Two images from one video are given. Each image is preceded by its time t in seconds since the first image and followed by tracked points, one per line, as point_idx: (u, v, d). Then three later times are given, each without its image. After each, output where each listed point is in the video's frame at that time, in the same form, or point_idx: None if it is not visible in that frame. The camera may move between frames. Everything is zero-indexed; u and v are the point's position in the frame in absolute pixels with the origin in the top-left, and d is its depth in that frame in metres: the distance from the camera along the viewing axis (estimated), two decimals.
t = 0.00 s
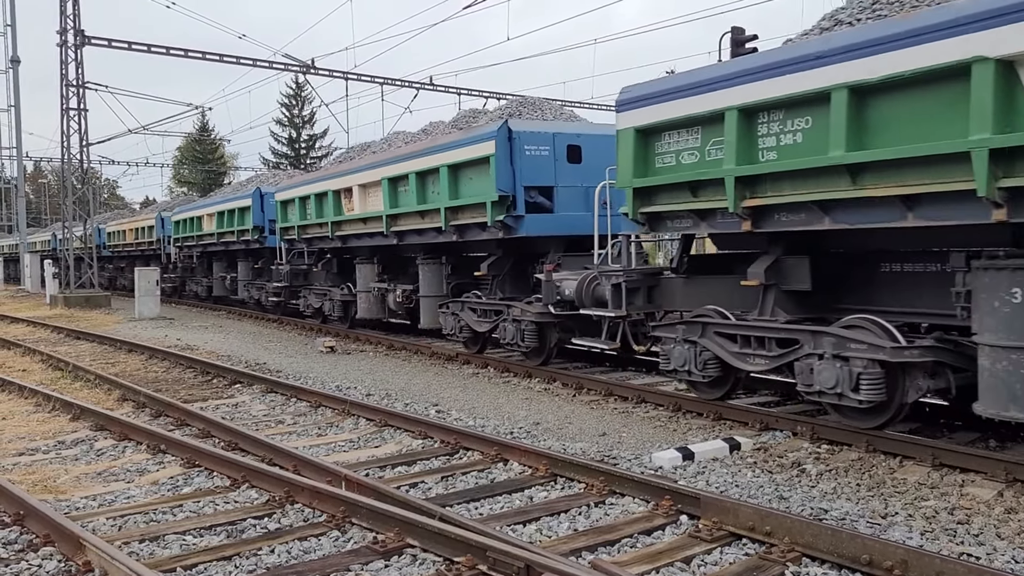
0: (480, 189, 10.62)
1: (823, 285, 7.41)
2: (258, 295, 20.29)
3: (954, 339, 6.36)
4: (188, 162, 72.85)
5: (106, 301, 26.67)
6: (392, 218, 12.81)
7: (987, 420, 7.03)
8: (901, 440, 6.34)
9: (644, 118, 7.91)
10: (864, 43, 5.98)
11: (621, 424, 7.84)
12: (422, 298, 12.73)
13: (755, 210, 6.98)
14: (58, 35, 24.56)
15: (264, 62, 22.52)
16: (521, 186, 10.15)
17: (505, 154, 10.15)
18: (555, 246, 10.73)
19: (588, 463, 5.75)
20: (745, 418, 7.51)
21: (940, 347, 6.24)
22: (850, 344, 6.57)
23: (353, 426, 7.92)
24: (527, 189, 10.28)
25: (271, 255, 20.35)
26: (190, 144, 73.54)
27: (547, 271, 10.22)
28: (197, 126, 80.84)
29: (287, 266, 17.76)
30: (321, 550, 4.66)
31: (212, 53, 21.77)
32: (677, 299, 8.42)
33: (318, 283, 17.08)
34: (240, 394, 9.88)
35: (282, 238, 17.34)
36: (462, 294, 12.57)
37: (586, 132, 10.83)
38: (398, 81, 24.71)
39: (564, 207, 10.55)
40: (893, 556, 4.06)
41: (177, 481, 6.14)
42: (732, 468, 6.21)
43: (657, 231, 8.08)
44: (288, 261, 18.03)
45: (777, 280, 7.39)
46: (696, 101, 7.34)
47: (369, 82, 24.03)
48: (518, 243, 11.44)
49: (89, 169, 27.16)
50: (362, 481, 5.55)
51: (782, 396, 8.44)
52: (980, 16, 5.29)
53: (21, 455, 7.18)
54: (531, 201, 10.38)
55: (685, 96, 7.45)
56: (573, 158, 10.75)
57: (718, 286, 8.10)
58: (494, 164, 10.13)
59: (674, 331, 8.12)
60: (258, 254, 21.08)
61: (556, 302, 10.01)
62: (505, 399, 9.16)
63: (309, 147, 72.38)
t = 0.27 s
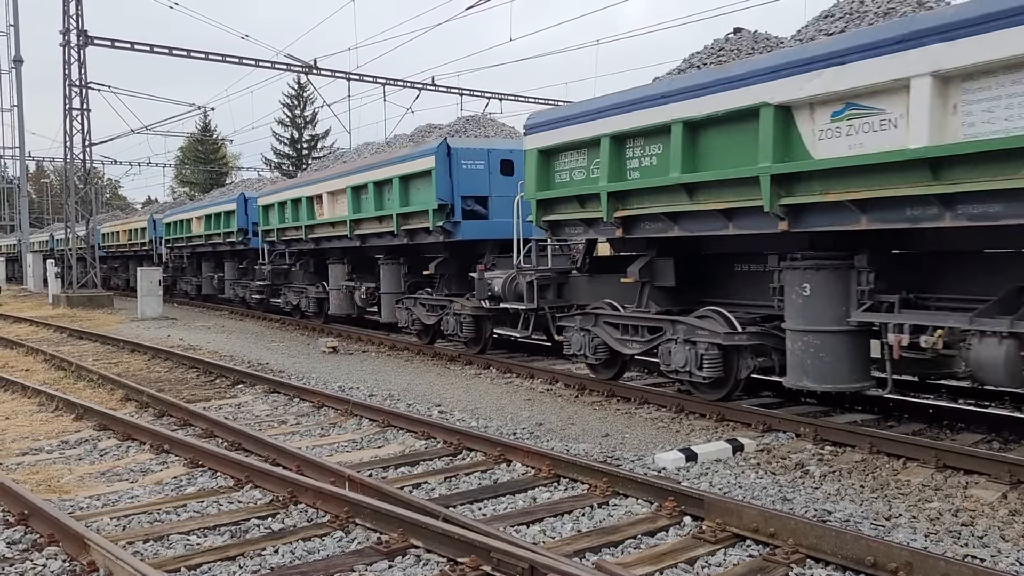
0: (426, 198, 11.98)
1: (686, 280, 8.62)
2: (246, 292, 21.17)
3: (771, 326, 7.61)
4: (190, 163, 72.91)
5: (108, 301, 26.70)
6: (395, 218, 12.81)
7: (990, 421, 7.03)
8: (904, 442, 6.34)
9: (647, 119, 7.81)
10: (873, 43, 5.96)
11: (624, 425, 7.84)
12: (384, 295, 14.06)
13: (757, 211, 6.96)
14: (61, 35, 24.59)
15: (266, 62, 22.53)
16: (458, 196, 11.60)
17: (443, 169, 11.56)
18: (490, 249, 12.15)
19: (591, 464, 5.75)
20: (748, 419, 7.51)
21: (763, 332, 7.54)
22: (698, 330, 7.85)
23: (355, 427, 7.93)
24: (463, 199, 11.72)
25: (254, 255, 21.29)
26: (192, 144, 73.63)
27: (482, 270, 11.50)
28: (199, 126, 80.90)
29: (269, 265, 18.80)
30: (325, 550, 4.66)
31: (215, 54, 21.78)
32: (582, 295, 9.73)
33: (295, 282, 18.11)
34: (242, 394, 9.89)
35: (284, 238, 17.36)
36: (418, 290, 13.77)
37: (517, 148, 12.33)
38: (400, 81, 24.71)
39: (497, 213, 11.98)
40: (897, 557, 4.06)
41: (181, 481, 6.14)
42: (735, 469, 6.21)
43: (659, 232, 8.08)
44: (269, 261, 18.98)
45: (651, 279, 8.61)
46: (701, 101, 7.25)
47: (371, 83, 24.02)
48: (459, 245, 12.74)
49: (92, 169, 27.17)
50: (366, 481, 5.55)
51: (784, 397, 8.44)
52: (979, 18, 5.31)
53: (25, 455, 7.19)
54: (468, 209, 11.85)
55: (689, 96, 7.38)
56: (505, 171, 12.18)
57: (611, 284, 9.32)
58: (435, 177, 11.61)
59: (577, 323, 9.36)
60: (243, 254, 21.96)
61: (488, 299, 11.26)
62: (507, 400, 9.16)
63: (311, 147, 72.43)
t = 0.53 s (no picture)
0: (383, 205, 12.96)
1: (588, 278, 10.00)
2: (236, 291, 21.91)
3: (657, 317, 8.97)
4: (192, 162, 72.99)
5: (111, 301, 26.74)
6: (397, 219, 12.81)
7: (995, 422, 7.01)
8: (909, 442, 6.32)
9: (645, 121, 7.79)
10: (882, 43, 5.83)
11: (627, 425, 7.83)
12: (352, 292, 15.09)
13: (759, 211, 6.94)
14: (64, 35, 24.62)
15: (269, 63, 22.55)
16: (411, 204, 12.60)
17: (398, 179, 12.58)
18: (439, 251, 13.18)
19: (595, 465, 5.75)
20: (752, 419, 7.50)
21: (649, 322, 8.93)
22: (593, 319, 9.28)
23: (359, 427, 7.94)
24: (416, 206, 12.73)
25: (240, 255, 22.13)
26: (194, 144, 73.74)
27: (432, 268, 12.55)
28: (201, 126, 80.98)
29: (253, 265, 19.80)
30: (330, 550, 4.66)
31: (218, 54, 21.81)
32: (512, 290, 10.92)
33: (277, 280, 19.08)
34: (246, 394, 9.90)
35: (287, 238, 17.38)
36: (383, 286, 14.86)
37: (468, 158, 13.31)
38: (403, 82, 24.70)
39: (447, 218, 13.03)
40: (903, 558, 4.05)
41: (185, 481, 6.15)
42: (740, 469, 6.20)
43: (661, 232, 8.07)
44: (255, 261, 19.88)
45: (561, 276, 10.00)
46: (702, 103, 7.24)
47: (374, 83, 24.00)
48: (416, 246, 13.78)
49: (95, 169, 27.19)
50: (370, 482, 5.55)
51: (787, 398, 8.43)
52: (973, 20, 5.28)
53: (29, 454, 7.20)
54: (421, 215, 12.88)
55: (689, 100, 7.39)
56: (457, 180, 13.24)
57: (529, 282, 10.59)
58: (391, 186, 12.59)
59: (504, 315, 10.76)
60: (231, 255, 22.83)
61: (437, 294, 12.14)
62: (511, 400, 9.16)
63: (314, 147, 72.50)
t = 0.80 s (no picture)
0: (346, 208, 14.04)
1: (520, 276, 11.26)
2: (234, 293, 22.21)
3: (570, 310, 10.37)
4: (196, 163, 73.04)
5: (115, 302, 26.78)
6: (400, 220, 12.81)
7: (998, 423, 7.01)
8: (913, 443, 6.32)
9: (660, 119, 7.62)
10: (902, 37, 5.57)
11: (631, 426, 7.82)
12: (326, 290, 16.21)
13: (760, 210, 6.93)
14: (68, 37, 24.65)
15: (272, 64, 22.55)
16: (372, 208, 13.89)
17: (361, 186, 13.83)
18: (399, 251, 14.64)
19: (599, 465, 5.74)
20: (756, 420, 7.49)
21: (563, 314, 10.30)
22: (518, 311, 10.59)
23: (362, 427, 7.94)
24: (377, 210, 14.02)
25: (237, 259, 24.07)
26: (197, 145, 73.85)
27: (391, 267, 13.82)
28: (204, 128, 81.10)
29: (241, 266, 20.83)
30: (335, 551, 4.67)
31: (220, 55, 21.81)
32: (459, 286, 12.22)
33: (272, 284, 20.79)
34: (250, 395, 9.90)
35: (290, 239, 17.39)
36: (355, 284, 15.88)
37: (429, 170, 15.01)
38: (405, 83, 24.67)
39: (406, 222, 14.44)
40: (909, 559, 4.04)
41: (189, 482, 6.15)
42: (744, 470, 6.20)
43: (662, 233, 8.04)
44: (241, 262, 20.96)
45: (495, 274, 11.37)
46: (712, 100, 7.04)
47: (376, 83, 23.98)
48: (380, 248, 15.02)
49: (97, 170, 27.18)
50: (374, 482, 5.55)
51: (791, 398, 8.42)
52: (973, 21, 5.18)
53: (34, 455, 7.21)
54: (383, 220, 14.21)
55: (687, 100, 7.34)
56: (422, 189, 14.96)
57: (472, 282, 11.88)
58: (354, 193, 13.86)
59: (449, 310, 12.07)
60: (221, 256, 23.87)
61: (396, 291, 13.48)
62: (514, 400, 9.16)
63: (316, 148, 72.57)
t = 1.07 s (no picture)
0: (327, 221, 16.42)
1: (464, 275, 12.59)
2: (237, 294, 22.24)
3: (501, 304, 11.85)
4: (198, 165, 73.14)
5: (118, 304, 26.80)
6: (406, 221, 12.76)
7: (1002, 424, 7.01)
8: (917, 445, 6.31)
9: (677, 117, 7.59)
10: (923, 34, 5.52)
11: (634, 427, 7.82)
12: (305, 289, 17.52)
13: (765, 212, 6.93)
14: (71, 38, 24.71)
15: (274, 65, 22.57)
16: (343, 216, 15.57)
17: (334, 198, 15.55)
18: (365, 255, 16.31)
19: (603, 467, 5.74)
20: (759, 422, 7.49)
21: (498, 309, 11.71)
22: (460, 307, 11.99)
23: (365, 429, 7.95)
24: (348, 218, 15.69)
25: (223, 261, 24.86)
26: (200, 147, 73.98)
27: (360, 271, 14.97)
28: (207, 130, 81.23)
29: (229, 267, 22.13)
30: (338, 552, 4.67)
31: (223, 57, 21.84)
32: (416, 285, 13.41)
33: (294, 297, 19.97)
34: (253, 396, 9.91)
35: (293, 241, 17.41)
36: (330, 283, 17.22)
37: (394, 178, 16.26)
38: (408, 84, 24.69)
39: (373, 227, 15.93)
40: (913, 561, 4.04)
41: (193, 483, 6.16)
42: (748, 472, 6.20)
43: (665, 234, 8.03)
44: (230, 264, 22.24)
45: (444, 274, 12.65)
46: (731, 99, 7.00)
47: (379, 85, 23.99)
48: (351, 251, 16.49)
49: (100, 171, 27.22)
50: (377, 484, 5.55)
51: (795, 400, 8.41)
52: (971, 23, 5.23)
53: (38, 456, 7.22)
54: (354, 226, 15.84)
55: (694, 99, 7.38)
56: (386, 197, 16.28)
57: (424, 280, 13.12)
58: (327, 203, 15.56)
59: (404, 305, 13.48)
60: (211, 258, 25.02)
61: (363, 289, 14.68)
62: (517, 402, 9.16)
63: (319, 150, 72.66)
